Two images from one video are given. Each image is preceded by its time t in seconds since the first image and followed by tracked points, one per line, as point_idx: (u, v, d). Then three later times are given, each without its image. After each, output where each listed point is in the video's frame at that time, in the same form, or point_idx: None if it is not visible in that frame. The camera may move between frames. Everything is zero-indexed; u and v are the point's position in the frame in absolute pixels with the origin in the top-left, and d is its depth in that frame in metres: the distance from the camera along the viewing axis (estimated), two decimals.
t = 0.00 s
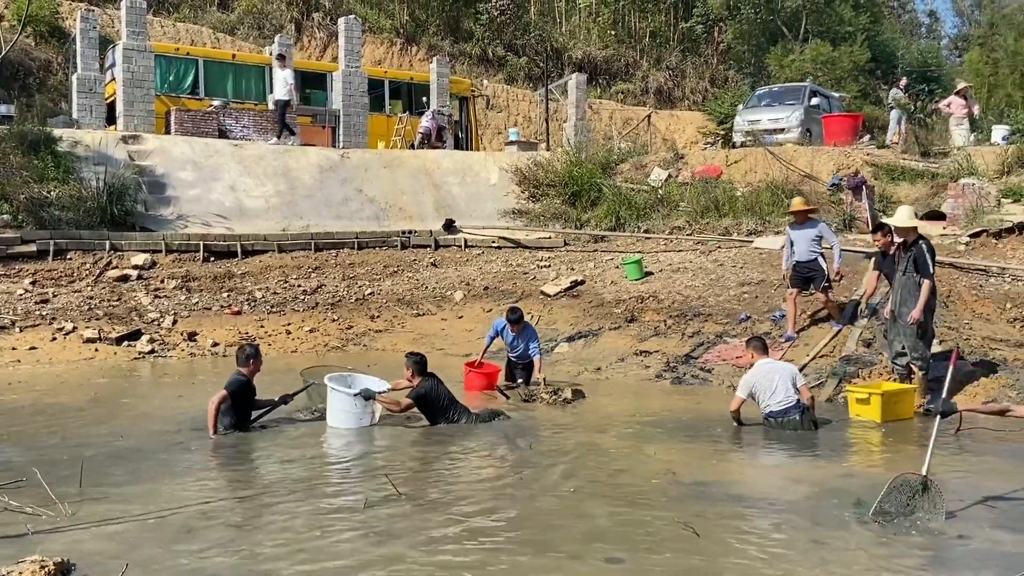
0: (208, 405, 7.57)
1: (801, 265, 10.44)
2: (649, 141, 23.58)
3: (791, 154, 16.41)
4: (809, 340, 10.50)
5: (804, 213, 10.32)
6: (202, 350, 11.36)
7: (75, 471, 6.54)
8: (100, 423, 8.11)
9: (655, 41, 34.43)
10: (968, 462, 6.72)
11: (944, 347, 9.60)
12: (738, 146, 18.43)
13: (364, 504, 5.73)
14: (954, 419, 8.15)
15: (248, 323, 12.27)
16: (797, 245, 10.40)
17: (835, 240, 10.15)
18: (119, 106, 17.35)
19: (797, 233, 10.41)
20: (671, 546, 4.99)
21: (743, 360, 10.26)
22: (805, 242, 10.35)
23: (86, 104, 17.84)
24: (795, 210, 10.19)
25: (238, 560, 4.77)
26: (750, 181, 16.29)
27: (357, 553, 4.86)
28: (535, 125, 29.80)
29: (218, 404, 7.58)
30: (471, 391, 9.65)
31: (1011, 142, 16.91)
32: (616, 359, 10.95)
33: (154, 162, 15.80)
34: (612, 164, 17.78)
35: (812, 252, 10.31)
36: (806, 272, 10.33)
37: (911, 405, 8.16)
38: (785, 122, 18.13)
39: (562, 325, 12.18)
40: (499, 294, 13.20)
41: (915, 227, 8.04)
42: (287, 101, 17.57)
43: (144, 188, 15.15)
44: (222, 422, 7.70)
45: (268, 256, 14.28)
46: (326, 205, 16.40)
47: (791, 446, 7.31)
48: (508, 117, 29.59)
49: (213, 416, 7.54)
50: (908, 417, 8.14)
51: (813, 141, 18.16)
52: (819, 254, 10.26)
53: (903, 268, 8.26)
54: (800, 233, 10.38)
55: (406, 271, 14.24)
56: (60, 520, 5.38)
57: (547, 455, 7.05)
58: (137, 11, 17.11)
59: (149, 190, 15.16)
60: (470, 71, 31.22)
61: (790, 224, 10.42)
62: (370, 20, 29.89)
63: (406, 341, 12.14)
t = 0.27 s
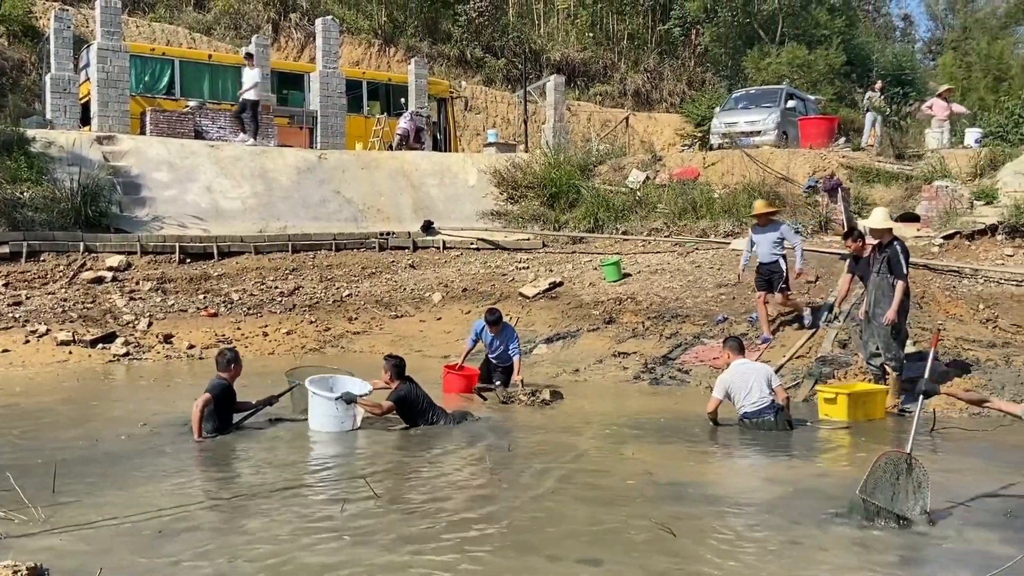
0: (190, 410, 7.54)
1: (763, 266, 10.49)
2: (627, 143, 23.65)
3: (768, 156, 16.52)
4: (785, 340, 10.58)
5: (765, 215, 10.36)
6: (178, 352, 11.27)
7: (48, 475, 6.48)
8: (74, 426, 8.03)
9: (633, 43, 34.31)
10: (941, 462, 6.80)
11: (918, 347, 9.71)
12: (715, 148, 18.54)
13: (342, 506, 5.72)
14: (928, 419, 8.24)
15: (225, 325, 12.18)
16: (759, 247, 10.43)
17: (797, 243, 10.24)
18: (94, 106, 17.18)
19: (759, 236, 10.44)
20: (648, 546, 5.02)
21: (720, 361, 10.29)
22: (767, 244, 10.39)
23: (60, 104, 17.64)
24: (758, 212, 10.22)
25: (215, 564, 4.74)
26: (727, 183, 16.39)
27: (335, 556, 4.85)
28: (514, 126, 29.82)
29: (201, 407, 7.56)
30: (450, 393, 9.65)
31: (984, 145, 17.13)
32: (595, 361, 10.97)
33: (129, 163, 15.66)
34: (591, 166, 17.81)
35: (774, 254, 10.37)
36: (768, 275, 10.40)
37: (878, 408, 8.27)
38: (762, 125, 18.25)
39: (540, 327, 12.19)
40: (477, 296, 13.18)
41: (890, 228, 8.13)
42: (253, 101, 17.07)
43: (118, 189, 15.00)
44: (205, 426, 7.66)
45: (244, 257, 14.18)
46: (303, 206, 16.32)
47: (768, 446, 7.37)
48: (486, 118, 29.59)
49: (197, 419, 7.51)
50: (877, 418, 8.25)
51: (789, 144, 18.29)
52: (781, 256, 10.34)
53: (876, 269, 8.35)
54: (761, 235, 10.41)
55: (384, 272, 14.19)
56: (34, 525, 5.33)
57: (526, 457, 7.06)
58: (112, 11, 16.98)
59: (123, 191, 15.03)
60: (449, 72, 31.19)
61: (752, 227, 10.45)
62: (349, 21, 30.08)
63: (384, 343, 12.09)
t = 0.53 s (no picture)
0: (170, 413, 7.50)
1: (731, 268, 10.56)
2: (607, 144, 23.70)
3: (747, 157, 16.61)
4: (764, 341, 10.64)
5: (739, 217, 10.41)
6: (155, 354, 11.18)
7: (23, 478, 6.40)
8: (49, 429, 7.94)
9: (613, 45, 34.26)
10: (915, 461, 6.88)
11: (895, 348, 9.79)
12: (695, 149, 18.61)
13: (321, 508, 5.69)
14: (904, 419, 8.32)
15: (202, 327, 12.09)
16: (731, 248, 10.51)
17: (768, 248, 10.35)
18: (69, 106, 16.98)
19: (732, 237, 10.52)
20: (628, 546, 5.04)
21: (699, 362, 10.32)
22: (738, 246, 10.48)
23: (34, 104, 17.44)
24: (732, 213, 10.31)
25: (192, 568, 4.70)
26: (706, 184, 16.47)
27: (314, 558, 4.83)
28: (494, 127, 29.82)
29: (181, 411, 7.51)
30: (430, 394, 9.63)
31: (959, 146, 17.31)
32: (574, 362, 10.99)
33: (105, 164, 15.50)
34: (570, 167, 17.78)
35: (744, 257, 10.44)
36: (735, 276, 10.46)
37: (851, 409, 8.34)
38: (740, 126, 18.35)
39: (520, 328, 12.19)
40: (457, 297, 13.14)
41: (868, 229, 8.20)
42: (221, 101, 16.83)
43: (94, 189, 14.86)
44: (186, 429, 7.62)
45: (222, 258, 14.07)
46: (282, 207, 16.23)
47: (746, 446, 7.41)
48: (466, 119, 29.57)
49: (177, 424, 7.47)
50: (849, 419, 8.32)
51: (767, 145, 18.40)
52: (751, 260, 10.38)
53: (854, 270, 8.41)
54: (734, 237, 10.49)
55: (363, 274, 14.12)
56: (9, 529, 5.27)
57: (506, 458, 7.05)
58: (88, 10, 16.82)
59: (99, 192, 14.89)
60: (428, 73, 31.16)
61: (725, 227, 10.51)
62: (328, 22, 30.19)
63: (363, 345, 12.03)
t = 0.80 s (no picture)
0: (151, 409, 7.51)
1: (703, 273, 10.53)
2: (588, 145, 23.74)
3: (727, 158, 16.70)
4: (744, 341, 10.71)
5: (715, 222, 10.42)
6: (133, 355, 11.10)
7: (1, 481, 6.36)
8: (27, 431, 7.89)
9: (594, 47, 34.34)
10: (893, 460, 6.95)
11: (873, 348, 9.87)
12: (675, 150, 18.68)
13: (302, 509, 5.68)
14: (882, 419, 8.39)
15: (181, 328, 12.02)
16: (704, 253, 10.51)
17: (740, 254, 10.37)
18: (47, 105, 16.84)
19: (706, 242, 10.53)
20: (609, 545, 5.07)
21: (680, 362, 10.36)
22: (712, 251, 10.48)
23: (11, 103, 17.24)
24: (709, 218, 10.32)
25: (171, 571, 4.68)
26: (686, 185, 16.55)
27: (294, 560, 4.81)
28: (475, 128, 29.81)
29: (161, 408, 7.52)
30: (412, 396, 9.62)
31: (936, 148, 17.47)
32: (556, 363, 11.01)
33: (83, 164, 15.37)
34: (552, 168, 17.78)
35: (717, 263, 10.44)
36: (706, 282, 10.42)
37: (827, 413, 8.36)
38: (721, 128, 18.43)
39: (502, 328, 12.20)
40: (439, 297, 13.11)
41: (847, 230, 8.25)
42: (191, 98, 16.85)
43: (72, 189, 14.75)
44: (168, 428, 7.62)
45: (202, 259, 13.99)
46: (262, 207, 16.14)
47: (726, 445, 7.46)
48: (447, 120, 29.56)
49: (155, 421, 7.48)
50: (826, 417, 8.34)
51: (747, 147, 18.50)
52: (724, 266, 10.37)
53: (834, 270, 8.48)
54: (709, 240, 10.48)
55: (344, 274, 14.07)
56: None
57: (487, 458, 7.06)
58: (66, 9, 16.73)
59: (77, 192, 14.78)
60: (409, 73, 31.12)
61: (700, 232, 10.53)
62: (309, 22, 30.22)
63: (344, 346, 11.99)
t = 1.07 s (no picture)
0: (131, 407, 7.44)
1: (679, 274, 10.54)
2: (572, 146, 23.75)
3: (709, 159, 16.76)
4: (726, 342, 10.77)
5: (690, 223, 10.37)
6: (114, 356, 11.03)
7: None
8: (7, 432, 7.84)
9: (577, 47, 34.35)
10: (873, 459, 7.01)
11: (854, 348, 9.95)
12: (658, 151, 18.73)
13: (285, 510, 5.66)
14: (862, 419, 8.46)
15: (162, 329, 11.95)
16: (679, 253, 10.48)
17: (715, 254, 10.34)
18: (26, 105, 16.63)
19: (681, 242, 10.48)
20: (590, 544, 5.09)
21: (663, 362, 10.39)
22: (687, 252, 10.44)
23: None
24: (686, 219, 10.22)
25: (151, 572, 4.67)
26: (669, 186, 16.60)
27: (275, 562, 4.80)
28: (458, 129, 29.78)
29: (142, 406, 7.48)
30: (397, 398, 9.56)
31: (916, 149, 17.61)
32: (539, 363, 11.03)
33: (63, 163, 15.24)
34: (535, 168, 17.77)
35: (692, 263, 10.43)
36: (682, 283, 10.44)
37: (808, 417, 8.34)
38: (703, 129, 18.48)
39: (485, 329, 12.21)
40: (422, 298, 13.08)
41: (830, 231, 8.32)
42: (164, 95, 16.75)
43: (51, 189, 14.62)
44: (155, 427, 7.57)
45: (183, 260, 13.91)
46: (244, 207, 16.06)
47: (709, 445, 7.49)
48: (430, 120, 29.51)
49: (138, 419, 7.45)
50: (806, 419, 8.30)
51: (729, 148, 18.58)
52: (699, 267, 10.36)
53: (815, 271, 8.54)
54: (683, 242, 10.45)
55: (327, 275, 14.02)
56: None
57: (471, 459, 7.06)
58: (45, 7, 16.44)
59: (57, 192, 14.67)
60: (392, 73, 31.06)
61: (676, 232, 10.45)
62: (291, 21, 30.17)
63: (326, 346, 11.94)
